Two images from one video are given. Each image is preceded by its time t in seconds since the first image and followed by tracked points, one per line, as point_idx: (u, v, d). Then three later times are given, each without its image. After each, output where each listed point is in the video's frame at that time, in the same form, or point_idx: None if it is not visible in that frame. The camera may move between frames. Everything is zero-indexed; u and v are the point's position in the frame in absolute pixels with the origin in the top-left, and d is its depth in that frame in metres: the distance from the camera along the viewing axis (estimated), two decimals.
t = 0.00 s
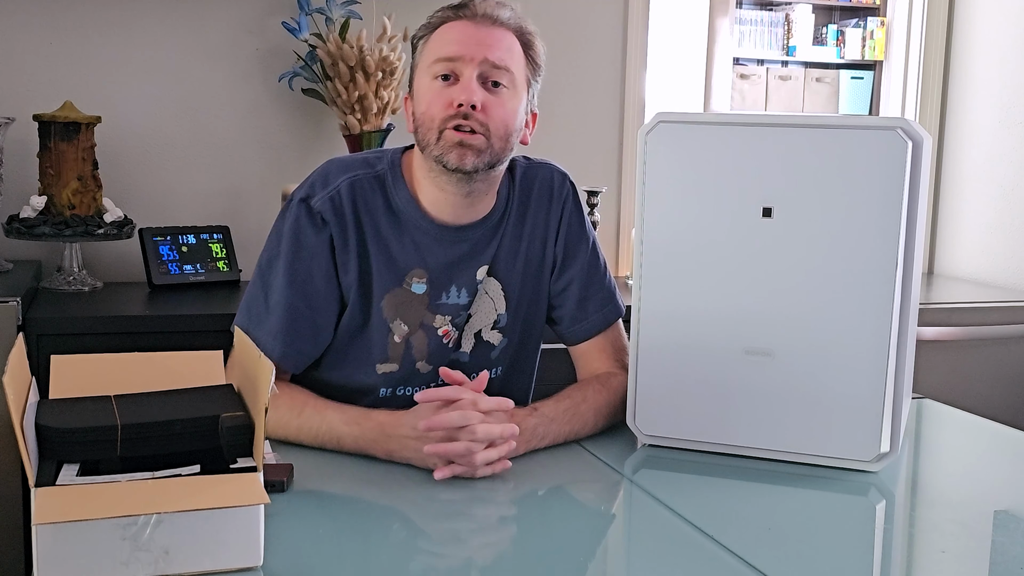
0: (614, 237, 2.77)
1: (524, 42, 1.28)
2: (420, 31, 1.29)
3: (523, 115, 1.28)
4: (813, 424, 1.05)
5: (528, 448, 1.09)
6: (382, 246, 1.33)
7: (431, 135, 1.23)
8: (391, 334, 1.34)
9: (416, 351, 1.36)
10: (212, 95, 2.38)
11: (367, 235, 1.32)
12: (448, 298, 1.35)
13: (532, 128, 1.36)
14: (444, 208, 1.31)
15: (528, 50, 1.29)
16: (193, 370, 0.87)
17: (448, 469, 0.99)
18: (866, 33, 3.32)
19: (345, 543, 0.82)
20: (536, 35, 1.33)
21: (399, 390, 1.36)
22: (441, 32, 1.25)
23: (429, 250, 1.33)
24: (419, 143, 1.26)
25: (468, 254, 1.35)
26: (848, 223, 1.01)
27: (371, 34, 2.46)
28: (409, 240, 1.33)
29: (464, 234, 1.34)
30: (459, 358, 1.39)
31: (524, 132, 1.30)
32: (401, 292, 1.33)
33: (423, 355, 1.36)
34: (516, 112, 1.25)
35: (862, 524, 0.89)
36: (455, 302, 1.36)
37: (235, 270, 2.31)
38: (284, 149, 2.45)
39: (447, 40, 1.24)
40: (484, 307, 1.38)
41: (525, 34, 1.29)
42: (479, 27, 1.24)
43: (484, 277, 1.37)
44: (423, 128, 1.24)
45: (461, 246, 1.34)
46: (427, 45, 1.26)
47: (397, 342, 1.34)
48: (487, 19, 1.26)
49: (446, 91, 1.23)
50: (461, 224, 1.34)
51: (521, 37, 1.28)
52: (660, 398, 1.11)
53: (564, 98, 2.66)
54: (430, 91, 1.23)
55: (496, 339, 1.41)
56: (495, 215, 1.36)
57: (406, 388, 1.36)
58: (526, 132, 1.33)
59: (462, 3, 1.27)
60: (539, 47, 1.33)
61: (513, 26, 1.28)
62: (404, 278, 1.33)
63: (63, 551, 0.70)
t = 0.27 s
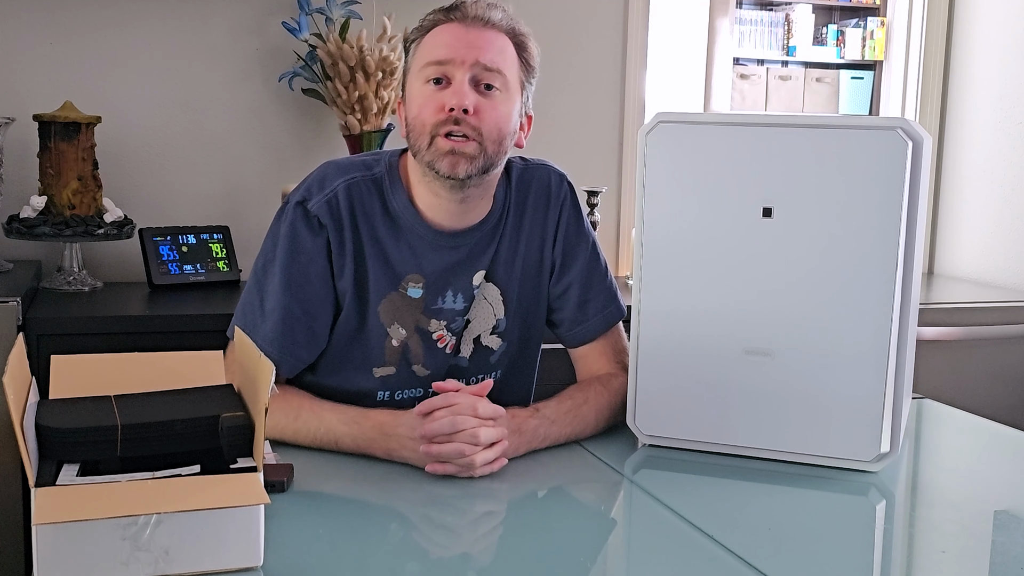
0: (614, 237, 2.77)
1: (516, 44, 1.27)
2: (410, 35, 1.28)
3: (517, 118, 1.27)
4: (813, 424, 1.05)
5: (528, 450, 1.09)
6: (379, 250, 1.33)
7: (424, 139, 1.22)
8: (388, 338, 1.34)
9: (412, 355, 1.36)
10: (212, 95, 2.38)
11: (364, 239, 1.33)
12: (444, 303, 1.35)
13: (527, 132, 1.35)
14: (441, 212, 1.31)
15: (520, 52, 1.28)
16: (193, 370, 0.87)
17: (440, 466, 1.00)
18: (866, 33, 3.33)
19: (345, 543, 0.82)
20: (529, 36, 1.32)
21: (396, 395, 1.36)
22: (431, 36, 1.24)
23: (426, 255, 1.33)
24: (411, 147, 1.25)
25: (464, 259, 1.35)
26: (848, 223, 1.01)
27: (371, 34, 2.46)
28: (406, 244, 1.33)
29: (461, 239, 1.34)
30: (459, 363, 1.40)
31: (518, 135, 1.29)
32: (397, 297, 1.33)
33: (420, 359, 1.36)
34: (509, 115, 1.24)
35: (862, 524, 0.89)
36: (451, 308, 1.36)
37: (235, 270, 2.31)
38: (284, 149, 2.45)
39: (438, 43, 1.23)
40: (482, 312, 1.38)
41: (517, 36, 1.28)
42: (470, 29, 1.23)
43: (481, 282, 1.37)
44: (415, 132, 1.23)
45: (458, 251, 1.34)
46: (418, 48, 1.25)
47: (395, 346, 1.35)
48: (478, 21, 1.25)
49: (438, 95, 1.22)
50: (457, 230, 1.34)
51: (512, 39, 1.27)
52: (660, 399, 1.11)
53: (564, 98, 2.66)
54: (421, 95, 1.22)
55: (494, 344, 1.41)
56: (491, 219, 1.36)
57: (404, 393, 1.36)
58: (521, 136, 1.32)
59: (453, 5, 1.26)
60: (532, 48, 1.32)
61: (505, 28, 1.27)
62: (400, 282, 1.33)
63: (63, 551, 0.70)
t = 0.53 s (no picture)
0: (614, 237, 2.77)
1: (512, 46, 1.26)
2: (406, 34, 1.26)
3: (513, 122, 1.26)
4: (813, 424, 1.05)
5: (528, 449, 1.09)
6: (377, 253, 1.33)
7: (419, 145, 1.23)
8: (387, 340, 1.35)
9: (410, 356, 1.37)
10: (212, 95, 2.38)
11: (363, 241, 1.33)
12: (441, 306, 1.35)
13: (523, 134, 1.35)
14: (438, 216, 1.31)
15: (516, 54, 1.27)
16: (193, 369, 0.87)
17: (440, 466, 1.00)
18: (866, 33, 3.32)
19: (345, 543, 0.82)
20: (525, 36, 1.30)
21: (394, 395, 1.36)
22: (427, 39, 1.23)
23: (424, 258, 1.33)
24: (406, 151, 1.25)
25: (462, 262, 1.35)
26: (848, 224, 1.01)
27: (371, 34, 2.46)
28: (404, 247, 1.33)
29: (459, 243, 1.34)
30: (458, 366, 1.40)
31: (514, 137, 1.29)
32: (395, 299, 1.34)
33: (417, 361, 1.37)
34: (505, 120, 1.24)
35: (862, 524, 0.89)
36: (448, 311, 1.36)
37: (235, 270, 2.31)
38: (285, 149, 2.45)
39: (433, 47, 1.21)
40: (481, 315, 1.38)
41: (514, 38, 1.27)
42: (467, 33, 1.22)
43: (479, 286, 1.37)
44: (410, 137, 1.23)
45: (456, 255, 1.34)
46: (414, 51, 1.24)
47: (393, 348, 1.35)
48: (474, 24, 1.23)
49: (433, 100, 1.21)
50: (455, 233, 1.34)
51: (509, 41, 1.26)
52: (661, 398, 1.11)
53: (564, 98, 2.66)
54: (417, 100, 1.22)
55: (493, 347, 1.41)
56: (489, 222, 1.36)
57: (401, 394, 1.37)
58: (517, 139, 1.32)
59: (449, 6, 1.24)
60: (529, 47, 1.31)
61: (502, 31, 1.25)
62: (398, 285, 1.34)
63: (63, 551, 0.70)
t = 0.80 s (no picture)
0: (614, 238, 2.77)
1: (512, 49, 1.26)
2: (406, 37, 1.26)
3: (512, 126, 1.26)
4: (813, 424, 1.05)
5: (528, 450, 1.09)
6: (377, 255, 1.33)
7: (418, 151, 1.23)
8: (387, 341, 1.35)
9: (409, 357, 1.37)
10: (212, 95, 2.38)
11: (362, 243, 1.33)
12: (440, 309, 1.35)
13: (523, 135, 1.35)
14: (437, 219, 1.31)
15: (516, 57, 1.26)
16: (193, 369, 0.87)
17: (440, 467, 1.00)
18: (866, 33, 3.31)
19: (345, 543, 0.82)
20: (525, 37, 1.30)
21: (393, 395, 1.36)
22: (426, 43, 1.23)
23: (423, 261, 1.33)
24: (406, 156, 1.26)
25: (461, 265, 1.35)
26: (849, 224, 1.01)
27: (371, 34, 2.46)
28: (404, 250, 1.33)
29: (459, 246, 1.34)
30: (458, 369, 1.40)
31: (513, 141, 1.29)
32: (394, 301, 1.34)
33: (417, 362, 1.37)
34: (504, 125, 1.24)
35: (862, 524, 0.89)
36: (447, 315, 1.36)
37: (235, 270, 2.31)
38: (285, 149, 2.45)
39: (433, 52, 1.21)
40: (480, 318, 1.38)
41: (514, 41, 1.26)
42: (466, 37, 1.22)
43: (478, 288, 1.37)
44: (410, 142, 1.23)
45: (455, 258, 1.34)
46: (413, 54, 1.24)
47: (393, 349, 1.35)
48: (474, 28, 1.23)
49: (433, 106, 1.21)
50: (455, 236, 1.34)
51: (508, 45, 1.25)
52: (661, 398, 1.11)
53: (564, 98, 2.66)
54: (416, 105, 1.22)
55: (493, 350, 1.41)
56: (488, 224, 1.36)
57: (400, 394, 1.37)
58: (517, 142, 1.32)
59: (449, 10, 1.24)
60: (528, 49, 1.31)
61: (502, 34, 1.25)
62: (398, 287, 1.33)
63: (63, 551, 0.70)
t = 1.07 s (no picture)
0: (614, 237, 2.77)
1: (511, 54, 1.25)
2: (405, 44, 1.25)
3: (513, 134, 1.26)
4: (813, 424, 1.05)
5: (529, 450, 1.09)
6: (377, 255, 1.33)
7: (420, 164, 1.23)
8: (387, 342, 1.35)
9: (410, 358, 1.37)
10: (212, 95, 2.38)
11: (362, 244, 1.33)
12: (440, 310, 1.35)
13: (524, 136, 1.34)
14: (437, 221, 1.31)
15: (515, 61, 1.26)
16: (193, 369, 0.87)
17: (440, 467, 1.00)
18: (866, 33, 3.32)
19: (345, 543, 0.82)
20: (523, 38, 1.29)
21: (394, 396, 1.36)
22: (425, 53, 1.21)
23: (424, 261, 1.33)
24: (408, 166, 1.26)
25: (461, 266, 1.35)
26: (849, 224, 1.01)
27: (371, 34, 2.46)
28: (404, 251, 1.33)
29: (459, 247, 1.34)
30: (459, 370, 1.40)
31: (514, 146, 1.29)
32: (394, 302, 1.34)
33: (417, 363, 1.37)
34: (505, 135, 1.24)
35: (862, 524, 0.89)
36: (447, 315, 1.36)
37: (235, 270, 2.31)
38: (284, 149, 2.45)
39: (432, 64, 1.20)
40: (481, 318, 1.38)
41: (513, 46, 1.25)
42: (466, 47, 1.20)
43: (479, 289, 1.36)
44: (411, 154, 1.24)
45: (455, 259, 1.34)
46: (413, 64, 1.23)
47: (393, 350, 1.35)
48: (473, 37, 1.21)
49: (434, 119, 1.21)
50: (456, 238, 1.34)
51: (507, 52, 1.24)
52: (661, 398, 1.11)
53: (564, 98, 2.66)
54: (417, 118, 1.22)
55: (494, 350, 1.41)
56: (489, 226, 1.36)
57: (400, 395, 1.37)
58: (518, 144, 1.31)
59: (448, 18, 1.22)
60: (527, 49, 1.29)
61: (502, 40, 1.24)
62: (398, 287, 1.33)
63: (63, 550, 0.70)
